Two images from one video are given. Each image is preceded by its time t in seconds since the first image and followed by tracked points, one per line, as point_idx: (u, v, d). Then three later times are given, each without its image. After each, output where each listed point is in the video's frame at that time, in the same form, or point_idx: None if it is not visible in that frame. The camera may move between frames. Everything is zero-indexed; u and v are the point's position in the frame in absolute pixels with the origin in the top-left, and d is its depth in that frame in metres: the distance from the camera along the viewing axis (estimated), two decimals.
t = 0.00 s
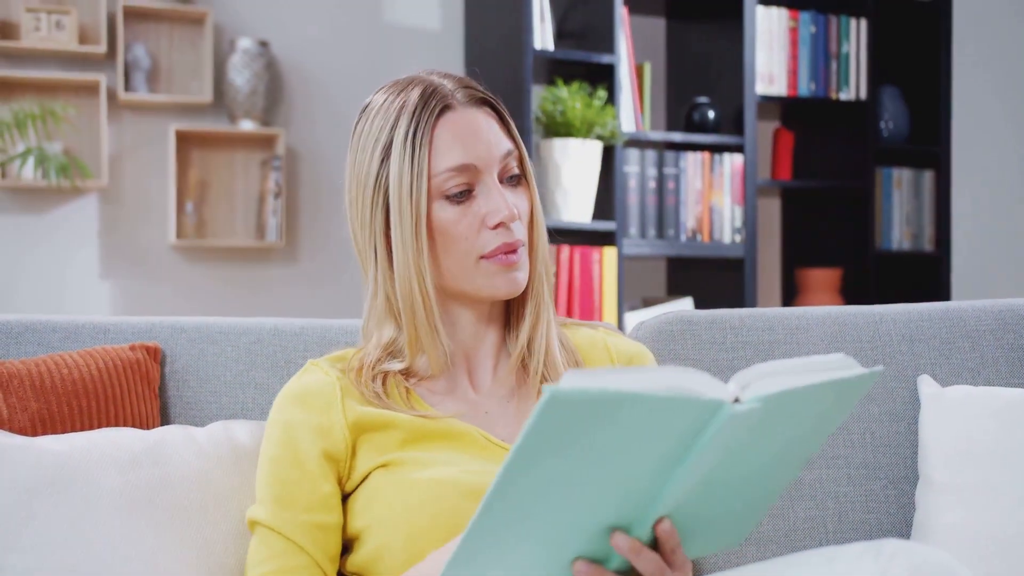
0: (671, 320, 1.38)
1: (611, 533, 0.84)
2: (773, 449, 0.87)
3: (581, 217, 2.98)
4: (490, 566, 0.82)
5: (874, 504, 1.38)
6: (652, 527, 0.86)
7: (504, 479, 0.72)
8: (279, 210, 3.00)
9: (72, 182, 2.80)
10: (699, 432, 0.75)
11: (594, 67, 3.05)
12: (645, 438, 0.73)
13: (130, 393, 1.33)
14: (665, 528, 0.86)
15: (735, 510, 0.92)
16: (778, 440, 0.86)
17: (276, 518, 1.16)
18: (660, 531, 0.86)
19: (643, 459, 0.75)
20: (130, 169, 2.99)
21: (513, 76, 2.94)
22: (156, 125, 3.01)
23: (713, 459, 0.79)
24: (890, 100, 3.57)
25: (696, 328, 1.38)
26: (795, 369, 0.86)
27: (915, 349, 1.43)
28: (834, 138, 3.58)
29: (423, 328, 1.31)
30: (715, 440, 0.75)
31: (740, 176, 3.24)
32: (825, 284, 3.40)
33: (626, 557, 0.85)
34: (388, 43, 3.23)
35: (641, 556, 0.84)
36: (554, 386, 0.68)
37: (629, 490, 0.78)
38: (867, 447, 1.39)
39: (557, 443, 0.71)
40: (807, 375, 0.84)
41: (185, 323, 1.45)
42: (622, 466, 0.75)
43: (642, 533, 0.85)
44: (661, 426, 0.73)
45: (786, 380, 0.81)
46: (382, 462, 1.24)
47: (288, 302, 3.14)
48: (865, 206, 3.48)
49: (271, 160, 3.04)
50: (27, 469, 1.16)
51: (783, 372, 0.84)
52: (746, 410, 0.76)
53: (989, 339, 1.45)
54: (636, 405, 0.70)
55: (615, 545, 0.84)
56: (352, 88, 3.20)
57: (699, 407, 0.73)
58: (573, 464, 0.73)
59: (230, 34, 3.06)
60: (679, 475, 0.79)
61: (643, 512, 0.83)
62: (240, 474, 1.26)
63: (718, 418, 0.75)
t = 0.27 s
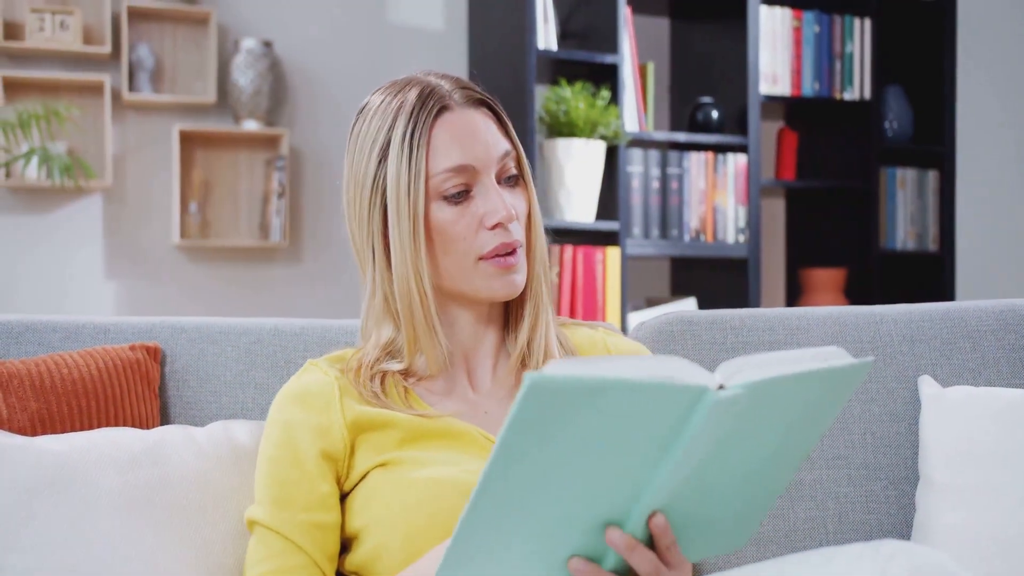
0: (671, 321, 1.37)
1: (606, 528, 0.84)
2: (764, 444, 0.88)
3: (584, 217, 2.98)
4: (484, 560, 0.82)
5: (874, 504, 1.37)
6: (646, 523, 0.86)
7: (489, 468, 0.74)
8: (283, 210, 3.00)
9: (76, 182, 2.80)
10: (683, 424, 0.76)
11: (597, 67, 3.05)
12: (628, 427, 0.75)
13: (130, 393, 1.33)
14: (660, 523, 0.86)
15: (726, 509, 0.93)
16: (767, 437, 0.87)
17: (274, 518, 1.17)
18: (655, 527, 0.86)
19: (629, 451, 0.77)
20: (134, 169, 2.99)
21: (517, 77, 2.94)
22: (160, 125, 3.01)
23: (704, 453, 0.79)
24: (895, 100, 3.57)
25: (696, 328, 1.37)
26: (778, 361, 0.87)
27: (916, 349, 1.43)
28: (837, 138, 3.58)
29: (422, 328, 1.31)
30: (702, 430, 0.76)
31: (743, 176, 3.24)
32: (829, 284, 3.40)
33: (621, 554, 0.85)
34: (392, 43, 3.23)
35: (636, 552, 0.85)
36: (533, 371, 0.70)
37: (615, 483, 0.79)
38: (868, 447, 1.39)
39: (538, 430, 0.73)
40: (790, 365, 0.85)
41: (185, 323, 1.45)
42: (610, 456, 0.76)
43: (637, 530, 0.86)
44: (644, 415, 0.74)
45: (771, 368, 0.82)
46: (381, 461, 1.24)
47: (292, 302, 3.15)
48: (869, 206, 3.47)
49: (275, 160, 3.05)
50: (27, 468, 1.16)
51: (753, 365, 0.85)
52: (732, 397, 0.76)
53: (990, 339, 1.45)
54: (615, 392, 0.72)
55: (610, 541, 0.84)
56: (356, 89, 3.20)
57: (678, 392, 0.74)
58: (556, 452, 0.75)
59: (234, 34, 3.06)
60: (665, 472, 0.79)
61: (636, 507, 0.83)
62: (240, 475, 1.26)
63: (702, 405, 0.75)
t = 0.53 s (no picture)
0: (672, 319, 1.36)
1: (605, 526, 0.84)
2: (760, 441, 0.88)
3: (587, 216, 2.98)
4: (489, 546, 0.84)
5: (875, 503, 1.37)
6: (646, 520, 0.85)
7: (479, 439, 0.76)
8: (286, 209, 3.00)
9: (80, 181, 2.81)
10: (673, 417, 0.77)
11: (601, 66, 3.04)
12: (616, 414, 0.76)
13: (130, 392, 1.34)
14: (658, 521, 0.85)
15: (723, 509, 0.93)
16: (763, 431, 0.87)
17: (272, 515, 1.16)
18: (654, 525, 0.85)
19: (617, 440, 0.78)
20: (138, 168, 3.00)
21: (521, 75, 2.94)
22: (164, 124, 3.02)
23: (698, 449, 0.79)
24: (900, 98, 3.55)
25: (697, 327, 1.36)
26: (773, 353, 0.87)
27: (918, 348, 1.42)
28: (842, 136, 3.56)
29: (423, 325, 1.31)
30: (689, 421, 0.76)
31: (747, 175, 3.23)
32: (834, 283, 3.39)
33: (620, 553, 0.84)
34: (397, 43, 3.23)
35: (635, 553, 0.84)
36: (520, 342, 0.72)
37: (607, 476, 0.80)
38: (869, 446, 1.38)
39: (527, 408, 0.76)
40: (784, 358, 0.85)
41: (185, 322, 1.45)
42: (600, 439, 0.77)
43: (636, 529, 0.85)
44: (633, 399, 0.75)
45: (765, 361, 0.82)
46: (380, 458, 1.24)
47: (296, 301, 3.15)
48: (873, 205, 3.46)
49: (279, 159, 3.05)
50: (26, 467, 1.16)
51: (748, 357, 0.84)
52: (726, 387, 0.76)
53: (992, 338, 1.45)
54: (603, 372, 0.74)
55: (609, 539, 0.84)
56: (359, 88, 3.20)
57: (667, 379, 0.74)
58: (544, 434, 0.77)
59: (238, 34, 3.07)
60: (657, 467, 0.80)
61: (635, 503, 0.83)
62: (239, 474, 1.26)
63: (694, 393, 0.75)
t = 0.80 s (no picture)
0: (671, 318, 1.36)
1: (603, 532, 0.85)
2: (755, 439, 0.88)
3: (589, 215, 2.97)
4: (489, 543, 0.84)
5: (874, 502, 1.37)
6: (645, 525, 0.85)
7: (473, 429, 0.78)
8: (289, 209, 3.01)
9: (82, 180, 2.81)
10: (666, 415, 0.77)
11: (603, 65, 3.04)
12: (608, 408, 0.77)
13: (128, 390, 1.34)
14: (659, 525, 0.85)
15: (720, 510, 0.92)
16: (757, 429, 0.87)
17: (271, 511, 1.17)
18: (653, 529, 0.85)
19: (611, 436, 0.78)
20: (141, 168, 3.00)
21: (523, 75, 2.94)
22: (167, 123, 3.02)
23: (694, 448, 0.79)
24: (902, 97, 3.55)
25: (696, 326, 1.36)
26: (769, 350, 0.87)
27: (918, 347, 1.42)
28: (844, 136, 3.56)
29: (421, 323, 1.31)
30: (682, 417, 0.76)
31: (750, 174, 3.23)
32: (836, 283, 3.39)
33: (619, 560, 0.85)
34: (400, 42, 3.23)
35: (634, 559, 0.84)
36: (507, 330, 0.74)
37: (602, 474, 0.80)
38: (869, 445, 1.38)
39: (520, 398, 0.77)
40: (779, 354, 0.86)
41: (183, 320, 1.45)
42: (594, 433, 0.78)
43: (635, 535, 0.85)
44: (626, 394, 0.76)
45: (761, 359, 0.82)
46: (377, 455, 1.24)
47: (299, 300, 3.15)
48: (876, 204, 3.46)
49: (282, 159, 3.05)
50: (23, 466, 1.16)
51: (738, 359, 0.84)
52: (719, 386, 0.76)
53: (993, 337, 1.44)
54: (594, 364, 0.75)
55: (606, 545, 0.84)
56: (362, 87, 3.20)
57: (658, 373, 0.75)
58: (537, 426, 0.78)
59: (241, 33, 3.07)
60: (651, 467, 0.79)
61: (634, 510, 0.83)
62: (238, 473, 1.26)
63: (688, 390, 0.75)
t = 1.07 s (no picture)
0: (669, 319, 1.36)
1: (604, 530, 0.85)
2: (753, 441, 0.88)
3: (591, 215, 2.97)
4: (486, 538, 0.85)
5: (873, 504, 1.37)
6: (646, 525, 0.85)
7: (476, 415, 0.79)
8: (291, 209, 3.01)
9: (84, 181, 2.82)
10: (664, 415, 0.77)
11: (604, 66, 3.04)
12: (607, 405, 0.77)
13: (127, 391, 1.34)
14: (659, 525, 0.85)
15: (717, 512, 0.93)
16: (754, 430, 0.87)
17: (272, 509, 1.16)
18: (654, 528, 0.84)
19: (609, 435, 0.78)
20: (143, 169, 3.01)
21: (524, 75, 2.94)
22: (170, 124, 3.02)
23: (691, 450, 0.79)
24: (904, 97, 3.55)
25: (696, 327, 1.36)
26: (768, 349, 0.88)
27: (917, 348, 1.42)
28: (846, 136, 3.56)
29: (420, 324, 1.31)
30: (683, 416, 0.76)
31: (751, 175, 3.23)
32: (838, 283, 3.39)
33: (620, 558, 0.85)
34: (402, 43, 3.23)
35: (634, 558, 0.84)
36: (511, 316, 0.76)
37: (598, 474, 0.80)
38: (867, 447, 1.38)
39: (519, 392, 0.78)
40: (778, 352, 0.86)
41: (182, 321, 1.45)
42: (592, 429, 0.78)
43: (635, 534, 0.85)
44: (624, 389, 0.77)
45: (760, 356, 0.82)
46: (375, 457, 1.24)
47: (301, 301, 3.15)
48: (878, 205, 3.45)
49: (284, 159, 3.05)
50: (21, 466, 1.16)
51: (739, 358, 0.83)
52: (723, 380, 0.76)
53: (991, 338, 1.44)
54: (595, 359, 0.76)
55: (607, 543, 0.84)
56: (364, 87, 3.20)
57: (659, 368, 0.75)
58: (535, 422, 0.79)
59: (243, 34, 3.07)
60: (648, 467, 0.80)
61: (634, 510, 0.83)
62: (237, 473, 1.27)
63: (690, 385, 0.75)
